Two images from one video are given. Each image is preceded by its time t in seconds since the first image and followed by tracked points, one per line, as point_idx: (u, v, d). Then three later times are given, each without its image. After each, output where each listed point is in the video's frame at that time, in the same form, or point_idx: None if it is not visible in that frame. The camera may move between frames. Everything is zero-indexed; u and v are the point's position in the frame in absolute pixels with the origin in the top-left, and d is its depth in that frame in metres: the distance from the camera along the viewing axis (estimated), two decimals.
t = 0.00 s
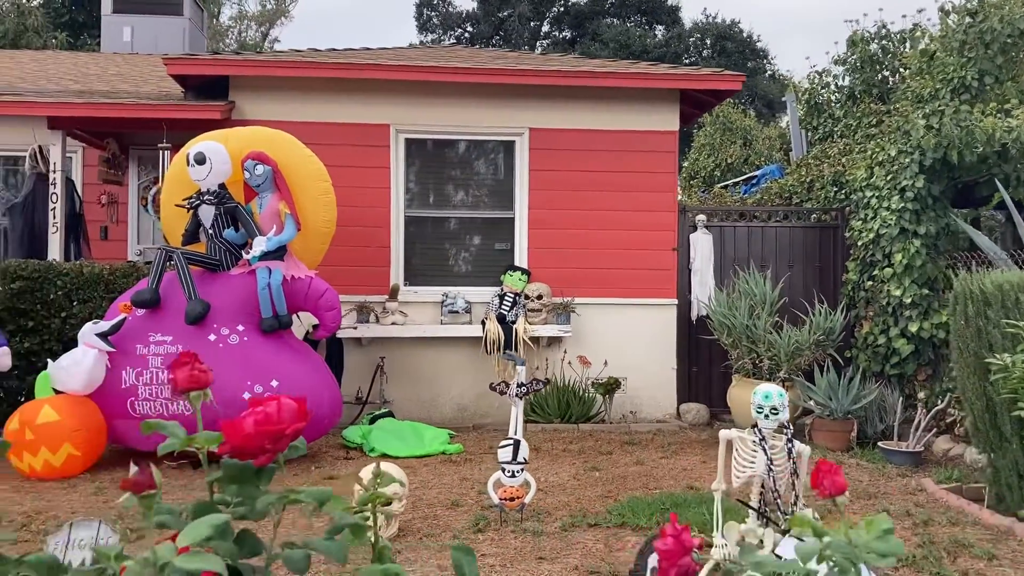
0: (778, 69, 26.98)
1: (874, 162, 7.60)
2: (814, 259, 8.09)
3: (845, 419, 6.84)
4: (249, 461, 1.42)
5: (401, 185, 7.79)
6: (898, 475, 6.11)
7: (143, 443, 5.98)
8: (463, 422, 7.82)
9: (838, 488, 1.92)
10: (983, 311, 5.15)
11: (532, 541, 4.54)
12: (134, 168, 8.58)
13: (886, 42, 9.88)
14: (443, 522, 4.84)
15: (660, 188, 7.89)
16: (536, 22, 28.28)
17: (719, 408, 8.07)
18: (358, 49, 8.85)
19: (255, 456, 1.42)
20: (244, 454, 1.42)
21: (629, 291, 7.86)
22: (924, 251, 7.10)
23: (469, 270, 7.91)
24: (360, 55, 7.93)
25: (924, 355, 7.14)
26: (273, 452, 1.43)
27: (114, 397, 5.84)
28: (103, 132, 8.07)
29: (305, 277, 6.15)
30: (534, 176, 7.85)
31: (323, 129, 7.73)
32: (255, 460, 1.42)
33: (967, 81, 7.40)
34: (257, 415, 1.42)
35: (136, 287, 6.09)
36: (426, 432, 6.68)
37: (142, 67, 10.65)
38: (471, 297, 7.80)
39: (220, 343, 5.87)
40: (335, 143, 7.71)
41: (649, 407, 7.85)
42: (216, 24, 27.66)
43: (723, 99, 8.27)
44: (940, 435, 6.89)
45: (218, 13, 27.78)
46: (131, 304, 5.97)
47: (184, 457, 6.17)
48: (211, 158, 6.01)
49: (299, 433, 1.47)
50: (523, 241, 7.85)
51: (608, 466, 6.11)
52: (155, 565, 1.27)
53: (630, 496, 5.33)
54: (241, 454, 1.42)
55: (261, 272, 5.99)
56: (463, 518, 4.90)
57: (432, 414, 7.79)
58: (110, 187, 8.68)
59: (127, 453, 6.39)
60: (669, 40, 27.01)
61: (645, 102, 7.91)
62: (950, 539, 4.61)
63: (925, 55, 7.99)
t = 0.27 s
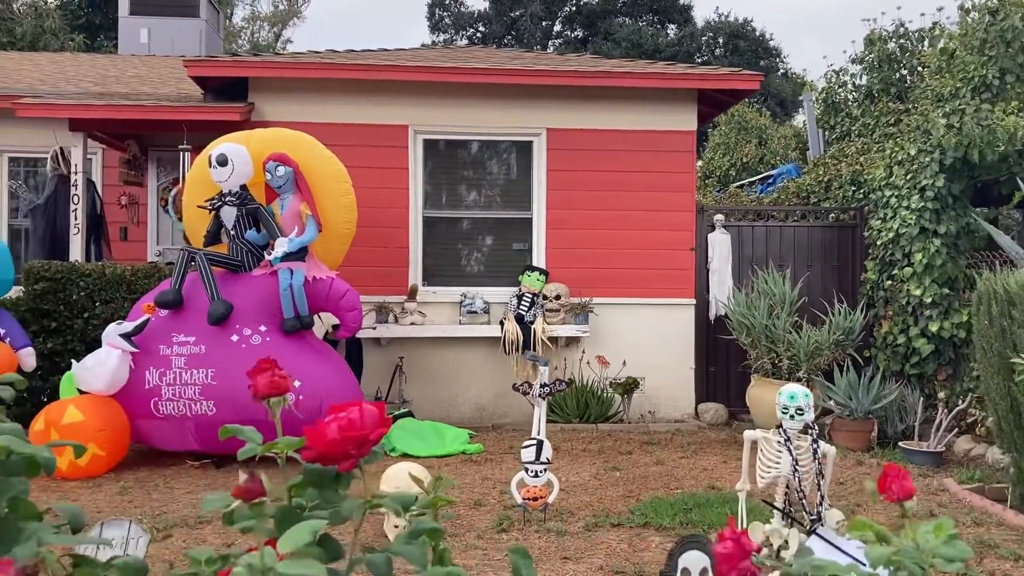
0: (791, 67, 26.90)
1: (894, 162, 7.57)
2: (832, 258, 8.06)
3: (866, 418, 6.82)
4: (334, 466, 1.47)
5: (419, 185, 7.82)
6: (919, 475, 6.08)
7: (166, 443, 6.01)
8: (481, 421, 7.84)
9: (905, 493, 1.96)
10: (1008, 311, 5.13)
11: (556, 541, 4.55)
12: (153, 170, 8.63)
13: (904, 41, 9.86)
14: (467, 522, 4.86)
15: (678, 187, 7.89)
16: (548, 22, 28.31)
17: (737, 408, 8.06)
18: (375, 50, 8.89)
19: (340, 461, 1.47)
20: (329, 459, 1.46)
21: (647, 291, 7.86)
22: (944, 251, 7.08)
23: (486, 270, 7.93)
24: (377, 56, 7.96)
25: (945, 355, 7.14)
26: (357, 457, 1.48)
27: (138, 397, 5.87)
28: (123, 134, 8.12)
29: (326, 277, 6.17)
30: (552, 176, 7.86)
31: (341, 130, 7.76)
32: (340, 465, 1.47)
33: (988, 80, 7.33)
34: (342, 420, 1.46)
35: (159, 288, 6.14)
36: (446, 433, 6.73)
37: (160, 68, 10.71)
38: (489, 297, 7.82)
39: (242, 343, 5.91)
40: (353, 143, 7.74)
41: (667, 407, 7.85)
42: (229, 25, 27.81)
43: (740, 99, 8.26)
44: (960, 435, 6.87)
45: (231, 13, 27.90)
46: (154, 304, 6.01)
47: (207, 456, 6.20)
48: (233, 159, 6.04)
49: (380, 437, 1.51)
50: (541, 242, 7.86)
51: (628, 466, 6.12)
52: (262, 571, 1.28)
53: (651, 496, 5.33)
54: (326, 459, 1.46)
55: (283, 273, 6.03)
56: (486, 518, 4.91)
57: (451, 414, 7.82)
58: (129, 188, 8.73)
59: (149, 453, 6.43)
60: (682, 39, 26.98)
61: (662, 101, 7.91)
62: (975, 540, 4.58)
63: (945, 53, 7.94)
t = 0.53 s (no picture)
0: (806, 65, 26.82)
1: (917, 160, 7.52)
2: (855, 257, 8.05)
3: (890, 417, 6.80)
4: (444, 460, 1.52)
5: (441, 185, 7.85)
6: (946, 473, 6.06)
7: (193, 441, 6.03)
8: (503, 420, 7.86)
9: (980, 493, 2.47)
10: None
11: (587, 538, 4.56)
12: (176, 169, 8.68)
13: (926, 38, 9.83)
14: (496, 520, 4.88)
15: (699, 186, 7.90)
16: (561, 21, 28.33)
17: (759, 407, 8.06)
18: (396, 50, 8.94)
19: (451, 455, 1.51)
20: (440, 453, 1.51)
21: (669, 289, 7.87)
22: (969, 249, 7.05)
23: (508, 269, 7.95)
24: (399, 56, 8.00)
25: (969, 353, 7.08)
26: (468, 451, 1.52)
27: (166, 395, 5.87)
28: (147, 135, 8.18)
29: (352, 277, 6.20)
30: (574, 175, 7.87)
31: (363, 129, 7.80)
32: (451, 459, 1.51)
33: (1014, 76, 7.14)
34: (453, 416, 1.51)
35: (185, 287, 6.17)
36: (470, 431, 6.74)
37: (181, 69, 10.80)
38: (511, 296, 7.84)
39: (270, 342, 5.95)
40: (376, 143, 7.78)
41: (689, 406, 7.85)
42: (243, 25, 27.96)
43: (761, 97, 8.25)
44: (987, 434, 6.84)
45: (246, 14, 28.04)
46: (182, 303, 6.04)
47: (233, 455, 6.24)
48: (260, 159, 6.08)
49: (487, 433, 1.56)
50: (562, 240, 7.87)
51: (653, 464, 6.12)
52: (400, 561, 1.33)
53: (679, 494, 5.34)
54: (438, 453, 1.50)
55: (310, 272, 6.08)
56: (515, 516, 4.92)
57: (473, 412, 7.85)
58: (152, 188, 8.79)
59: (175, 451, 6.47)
60: (696, 38, 26.95)
61: (684, 100, 7.93)
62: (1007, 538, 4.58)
63: (969, 51, 7.76)
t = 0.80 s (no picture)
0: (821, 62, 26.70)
1: (942, 155, 7.45)
2: (877, 254, 8.01)
3: (916, 414, 6.78)
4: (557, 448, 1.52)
5: (463, 182, 7.87)
6: (974, 471, 6.04)
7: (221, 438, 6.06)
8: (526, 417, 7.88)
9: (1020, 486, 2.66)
10: None
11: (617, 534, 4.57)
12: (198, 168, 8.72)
13: (949, 33, 9.75)
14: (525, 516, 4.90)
15: (722, 183, 7.89)
16: (574, 18, 28.34)
17: (782, 404, 8.05)
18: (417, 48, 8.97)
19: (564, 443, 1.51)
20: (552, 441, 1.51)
21: (692, 286, 7.86)
22: (996, 245, 7.02)
23: (531, 266, 7.96)
24: (421, 54, 8.03)
25: (995, 349, 7.05)
26: (580, 439, 1.52)
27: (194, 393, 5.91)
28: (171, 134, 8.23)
29: (378, 274, 6.23)
30: (596, 172, 7.88)
31: (386, 127, 7.83)
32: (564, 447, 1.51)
33: None
34: (564, 404, 1.51)
35: (212, 285, 6.20)
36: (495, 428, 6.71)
37: (201, 68, 10.86)
38: (533, 293, 7.85)
39: (297, 339, 5.98)
40: (398, 141, 7.81)
41: (712, 403, 7.86)
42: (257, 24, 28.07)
43: (783, 93, 8.24)
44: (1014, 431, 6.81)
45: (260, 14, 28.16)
46: (209, 300, 6.07)
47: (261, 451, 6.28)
48: (287, 157, 6.13)
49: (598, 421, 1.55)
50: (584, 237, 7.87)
51: (679, 461, 6.13)
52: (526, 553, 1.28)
53: (707, 491, 5.34)
54: (552, 443, 1.51)
55: (337, 269, 6.11)
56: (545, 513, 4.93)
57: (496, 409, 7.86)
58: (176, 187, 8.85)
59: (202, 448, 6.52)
60: (710, 34, 26.88)
61: (706, 97, 7.93)
62: None
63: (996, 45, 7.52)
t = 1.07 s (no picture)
0: (836, 58, 26.59)
1: (965, 152, 7.41)
2: (898, 251, 7.98)
3: (939, 411, 6.75)
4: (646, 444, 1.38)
5: (483, 180, 7.87)
6: (999, 469, 6.01)
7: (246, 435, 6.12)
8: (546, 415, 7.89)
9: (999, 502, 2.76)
10: None
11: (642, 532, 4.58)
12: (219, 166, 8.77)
13: (971, 30, 9.71)
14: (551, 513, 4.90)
15: (742, 180, 7.88)
16: (587, 15, 28.32)
17: (803, 402, 8.03)
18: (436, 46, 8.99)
19: (653, 438, 1.37)
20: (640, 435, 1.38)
21: (712, 284, 7.86)
22: (1020, 242, 6.95)
23: (550, 264, 7.96)
24: (441, 52, 8.04)
25: (1019, 347, 7.00)
26: (674, 435, 1.37)
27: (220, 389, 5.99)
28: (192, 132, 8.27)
29: (400, 272, 6.25)
30: (615, 169, 7.88)
31: (406, 125, 7.85)
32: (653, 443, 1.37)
33: None
34: (655, 397, 1.36)
35: (237, 282, 6.23)
36: (518, 426, 6.69)
37: (220, 67, 10.91)
38: (553, 291, 7.86)
39: (321, 337, 6.00)
40: (419, 140, 7.83)
41: (733, 401, 7.85)
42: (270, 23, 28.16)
43: (804, 90, 8.21)
44: None
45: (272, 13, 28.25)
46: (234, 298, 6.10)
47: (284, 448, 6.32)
48: (311, 155, 6.17)
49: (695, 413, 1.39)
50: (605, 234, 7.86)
51: (702, 459, 6.13)
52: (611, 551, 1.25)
53: (732, 488, 5.33)
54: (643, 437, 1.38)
55: (360, 268, 6.13)
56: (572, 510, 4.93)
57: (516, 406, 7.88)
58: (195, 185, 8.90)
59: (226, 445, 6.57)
60: (723, 31, 26.82)
61: (726, 94, 7.92)
62: None
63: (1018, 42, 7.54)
